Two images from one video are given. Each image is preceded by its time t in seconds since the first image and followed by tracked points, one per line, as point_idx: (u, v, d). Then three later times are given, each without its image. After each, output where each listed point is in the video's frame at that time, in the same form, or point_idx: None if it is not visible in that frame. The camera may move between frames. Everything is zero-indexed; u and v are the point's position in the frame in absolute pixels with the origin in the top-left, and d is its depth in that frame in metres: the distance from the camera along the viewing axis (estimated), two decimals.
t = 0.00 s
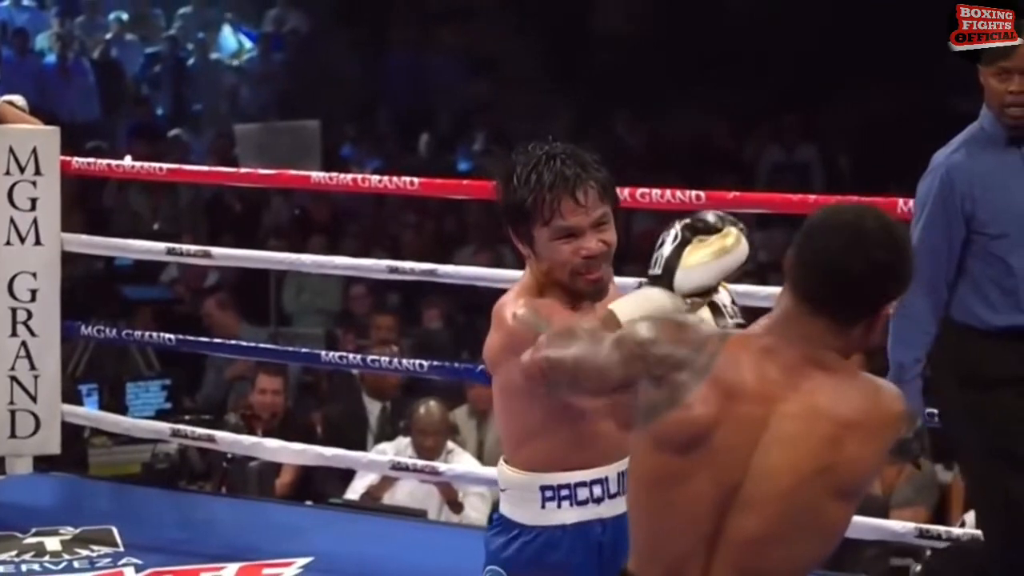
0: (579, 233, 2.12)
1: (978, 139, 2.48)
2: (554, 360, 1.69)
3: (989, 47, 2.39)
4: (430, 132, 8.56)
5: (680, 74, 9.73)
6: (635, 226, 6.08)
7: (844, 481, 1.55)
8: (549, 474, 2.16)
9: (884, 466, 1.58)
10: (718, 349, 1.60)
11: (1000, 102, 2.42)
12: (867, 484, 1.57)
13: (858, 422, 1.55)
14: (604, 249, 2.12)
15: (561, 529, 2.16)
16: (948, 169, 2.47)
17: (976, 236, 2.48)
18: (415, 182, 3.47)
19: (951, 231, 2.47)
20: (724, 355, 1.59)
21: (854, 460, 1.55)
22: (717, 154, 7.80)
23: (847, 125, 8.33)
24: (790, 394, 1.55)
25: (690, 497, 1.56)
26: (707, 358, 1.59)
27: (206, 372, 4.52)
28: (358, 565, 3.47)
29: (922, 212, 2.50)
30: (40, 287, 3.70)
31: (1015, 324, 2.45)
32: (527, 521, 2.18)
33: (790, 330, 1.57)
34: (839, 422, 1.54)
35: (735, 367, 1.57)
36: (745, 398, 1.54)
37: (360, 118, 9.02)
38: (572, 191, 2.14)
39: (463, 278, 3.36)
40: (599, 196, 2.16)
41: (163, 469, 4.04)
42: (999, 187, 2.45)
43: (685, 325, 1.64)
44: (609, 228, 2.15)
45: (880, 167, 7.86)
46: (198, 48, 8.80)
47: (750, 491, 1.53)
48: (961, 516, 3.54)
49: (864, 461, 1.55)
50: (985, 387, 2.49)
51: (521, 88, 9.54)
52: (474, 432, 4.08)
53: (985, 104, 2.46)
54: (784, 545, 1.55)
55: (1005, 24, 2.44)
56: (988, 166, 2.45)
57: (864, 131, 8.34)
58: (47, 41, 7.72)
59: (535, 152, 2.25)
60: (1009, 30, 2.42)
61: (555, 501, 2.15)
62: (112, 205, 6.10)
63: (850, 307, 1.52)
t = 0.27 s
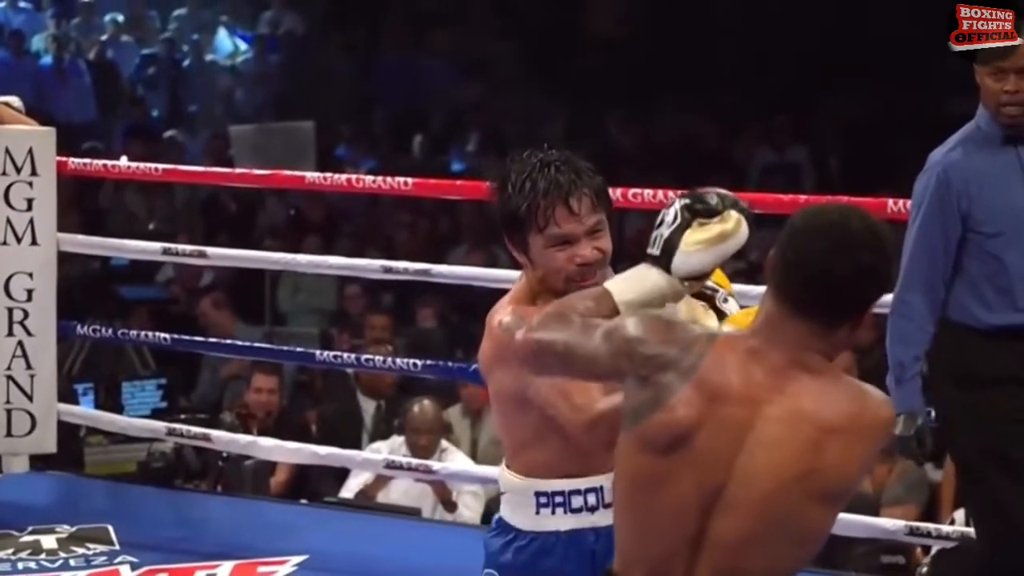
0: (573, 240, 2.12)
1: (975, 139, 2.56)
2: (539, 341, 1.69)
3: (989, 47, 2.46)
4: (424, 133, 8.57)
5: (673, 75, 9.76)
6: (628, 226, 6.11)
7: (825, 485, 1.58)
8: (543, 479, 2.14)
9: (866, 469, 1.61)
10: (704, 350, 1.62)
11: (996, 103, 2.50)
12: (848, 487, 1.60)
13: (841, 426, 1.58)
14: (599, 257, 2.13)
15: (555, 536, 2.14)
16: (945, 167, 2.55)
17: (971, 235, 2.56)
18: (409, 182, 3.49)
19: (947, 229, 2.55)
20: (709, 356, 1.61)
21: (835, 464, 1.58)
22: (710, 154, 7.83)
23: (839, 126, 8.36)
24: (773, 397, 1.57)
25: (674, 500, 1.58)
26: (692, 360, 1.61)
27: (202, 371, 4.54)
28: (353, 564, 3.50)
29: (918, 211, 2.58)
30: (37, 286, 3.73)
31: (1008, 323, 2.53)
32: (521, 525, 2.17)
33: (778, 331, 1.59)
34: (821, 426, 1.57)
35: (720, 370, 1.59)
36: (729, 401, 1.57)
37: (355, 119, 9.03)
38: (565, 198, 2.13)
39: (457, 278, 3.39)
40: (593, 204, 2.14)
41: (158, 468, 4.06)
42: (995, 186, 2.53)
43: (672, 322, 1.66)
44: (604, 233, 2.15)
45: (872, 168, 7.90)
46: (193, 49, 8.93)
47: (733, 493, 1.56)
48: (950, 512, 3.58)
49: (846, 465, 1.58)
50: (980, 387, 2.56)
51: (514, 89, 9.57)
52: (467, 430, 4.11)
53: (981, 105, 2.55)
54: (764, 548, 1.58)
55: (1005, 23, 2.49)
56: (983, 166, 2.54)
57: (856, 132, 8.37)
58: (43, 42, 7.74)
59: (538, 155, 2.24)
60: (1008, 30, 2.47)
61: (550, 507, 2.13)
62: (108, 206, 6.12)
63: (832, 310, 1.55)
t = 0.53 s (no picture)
0: (567, 249, 2.12)
1: (971, 139, 2.57)
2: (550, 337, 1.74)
3: (988, 47, 2.47)
4: (419, 134, 8.60)
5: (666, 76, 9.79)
6: (621, 227, 6.14)
7: (808, 489, 1.59)
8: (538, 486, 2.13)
9: (850, 475, 1.63)
10: (689, 350, 1.64)
11: (993, 101, 2.51)
12: (831, 492, 1.61)
13: (825, 430, 1.60)
14: (592, 266, 2.12)
15: (550, 542, 2.12)
16: (941, 166, 2.56)
17: (968, 234, 2.57)
18: (403, 183, 3.52)
19: (944, 228, 2.56)
20: (695, 356, 1.63)
21: (818, 468, 1.59)
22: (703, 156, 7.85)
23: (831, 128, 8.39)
24: (759, 399, 1.59)
25: (658, 500, 1.61)
26: (678, 359, 1.63)
27: (197, 370, 4.57)
28: (348, 562, 3.52)
29: (914, 209, 2.59)
30: (34, 287, 3.75)
31: (1003, 322, 2.54)
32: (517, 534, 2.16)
33: (764, 332, 1.61)
34: (806, 430, 1.59)
35: (704, 372, 1.61)
36: (714, 404, 1.59)
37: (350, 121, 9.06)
38: (559, 206, 2.13)
39: (452, 279, 3.41)
40: (586, 213, 2.14)
41: (155, 467, 4.08)
42: (991, 186, 2.54)
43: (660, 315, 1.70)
44: (598, 242, 2.14)
45: (865, 170, 7.93)
46: (189, 50, 8.90)
47: (715, 494, 1.58)
48: (939, 510, 3.60)
49: (829, 470, 1.60)
50: (976, 387, 2.57)
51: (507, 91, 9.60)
52: (461, 428, 4.14)
53: (978, 104, 2.56)
54: (749, 549, 1.59)
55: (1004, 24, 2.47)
56: (979, 165, 2.55)
57: (848, 133, 8.40)
58: (39, 44, 7.75)
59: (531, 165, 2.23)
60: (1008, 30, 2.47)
61: (545, 514, 2.12)
62: (104, 206, 6.15)
63: (816, 307, 1.57)
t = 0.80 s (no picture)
0: (560, 258, 2.13)
1: (967, 139, 2.59)
2: (530, 323, 1.74)
3: (989, 49, 2.46)
4: (412, 134, 8.66)
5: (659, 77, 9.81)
6: (613, 226, 6.18)
7: (788, 492, 1.61)
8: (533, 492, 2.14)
9: (833, 478, 1.64)
10: (669, 352, 1.65)
11: (987, 101, 2.52)
12: (813, 494, 1.63)
13: (808, 430, 1.61)
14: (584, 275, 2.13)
15: (545, 550, 2.15)
16: (936, 166, 2.57)
17: (963, 233, 2.58)
18: (396, 184, 3.54)
19: (939, 227, 2.57)
20: (678, 352, 1.65)
21: (798, 471, 1.61)
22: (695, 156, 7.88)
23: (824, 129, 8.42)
24: (741, 399, 1.61)
25: (641, 496, 1.63)
26: (657, 359, 1.65)
27: (193, 370, 4.60)
28: (341, 561, 3.55)
29: (910, 209, 2.61)
30: (29, 287, 3.77)
31: (997, 321, 2.56)
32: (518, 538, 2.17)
33: (750, 328, 1.63)
34: (786, 433, 1.60)
35: (687, 373, 1.63)
36: (694, 404, 1.61)
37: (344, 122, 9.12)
38: (552, 216, 2.13)
39: (444, 279, 3.44)
40: (578, 221, 2.14)
41: (150, 466, 4.10)
42: (985, 185, 2.55)
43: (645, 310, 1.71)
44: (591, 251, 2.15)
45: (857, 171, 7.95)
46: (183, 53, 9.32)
47: (698, 492, 1.61)
48: (929, 508, 3.63)
49: (810, 473, 1.61)
50: (971, 386, 2.60)
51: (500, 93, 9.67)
52: (454, 427, 4.17)
53: (972, 103, 2.58)
54: (729, 547, 1.62)
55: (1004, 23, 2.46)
56: (974, 165, 2.56)
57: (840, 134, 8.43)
58: (36, 46, 7.84)
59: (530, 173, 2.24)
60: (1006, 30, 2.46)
61: (540, 521, 2.14)
62: (100, 208, 6.18)
63: (798, 305, 1.59)
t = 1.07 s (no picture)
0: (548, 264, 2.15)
1: (960, 139, 2.62)
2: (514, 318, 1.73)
3: (990, 48, 2.50)
4: (404, 136, 8.69)
5: (650, 78, 9.85)
6: (604, 227, 6.22)
7: (770, 492, 1.58)
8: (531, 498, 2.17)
9: (817, 480, 1.60)
10: (649, 350, 1.62)
11: (981, 101, 2.57)
12: (796, 496, 1.59)
13: (789, 431, 1.58)
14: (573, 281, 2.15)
15: (537, 554, 2.19)
16: (930, 166, 2.61)
17: (956, 232, 2.62)
18: (389, 185, 3.57)
19: (933, 225, 2.61)
20: (658, 351, 1.62)
21: (780, 472, 1.57)
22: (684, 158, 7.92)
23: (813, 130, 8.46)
24: (723, 398, 1.58)
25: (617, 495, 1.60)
26: (635, 358, 1.62)
27: (187, 370, 4.63)
28: (334, 558, 3.58)
29: (904, 207, 2.64)
30: (24, 288, 3.80)
31: (990, 320, 2.60)
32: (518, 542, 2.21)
33: (733, 326, 1.60)
34: (769, 433, 1.57)
35: (667, 371, 1.60)
36: (674, 402, 1.58)
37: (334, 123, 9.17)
38: (542, 223, 2.16)
39: (436, 279, 3.47)
40: (568, 229, 2.18)
41: (145, 465, 4.12)
42: (979, 185, 2.59)
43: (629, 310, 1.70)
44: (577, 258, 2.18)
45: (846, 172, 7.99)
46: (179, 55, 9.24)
47: (675, 490, 1.58)
48: (917, 507, 3.66)
49: (793, 474, 1.58)
50: (962, 385, 2.64)
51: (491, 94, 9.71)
52: (447, 426, 4.20)
53: (966, 104, 2.62)
54: (709, 546, 1.59)
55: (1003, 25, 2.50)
56: (967, 164, 2.60)
57: (830, 135, 8.47)
58: (30, 48, 7.86)
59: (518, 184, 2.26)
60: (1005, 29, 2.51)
61: (533, 526, 2.18)
62: (95, 208, 6.21)
63: (777, 299, 1.57)
